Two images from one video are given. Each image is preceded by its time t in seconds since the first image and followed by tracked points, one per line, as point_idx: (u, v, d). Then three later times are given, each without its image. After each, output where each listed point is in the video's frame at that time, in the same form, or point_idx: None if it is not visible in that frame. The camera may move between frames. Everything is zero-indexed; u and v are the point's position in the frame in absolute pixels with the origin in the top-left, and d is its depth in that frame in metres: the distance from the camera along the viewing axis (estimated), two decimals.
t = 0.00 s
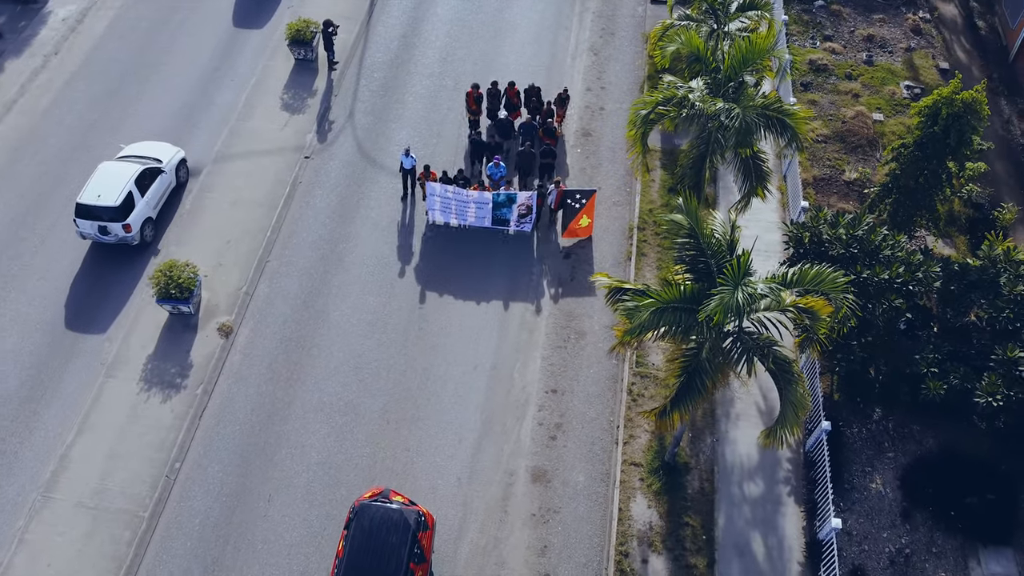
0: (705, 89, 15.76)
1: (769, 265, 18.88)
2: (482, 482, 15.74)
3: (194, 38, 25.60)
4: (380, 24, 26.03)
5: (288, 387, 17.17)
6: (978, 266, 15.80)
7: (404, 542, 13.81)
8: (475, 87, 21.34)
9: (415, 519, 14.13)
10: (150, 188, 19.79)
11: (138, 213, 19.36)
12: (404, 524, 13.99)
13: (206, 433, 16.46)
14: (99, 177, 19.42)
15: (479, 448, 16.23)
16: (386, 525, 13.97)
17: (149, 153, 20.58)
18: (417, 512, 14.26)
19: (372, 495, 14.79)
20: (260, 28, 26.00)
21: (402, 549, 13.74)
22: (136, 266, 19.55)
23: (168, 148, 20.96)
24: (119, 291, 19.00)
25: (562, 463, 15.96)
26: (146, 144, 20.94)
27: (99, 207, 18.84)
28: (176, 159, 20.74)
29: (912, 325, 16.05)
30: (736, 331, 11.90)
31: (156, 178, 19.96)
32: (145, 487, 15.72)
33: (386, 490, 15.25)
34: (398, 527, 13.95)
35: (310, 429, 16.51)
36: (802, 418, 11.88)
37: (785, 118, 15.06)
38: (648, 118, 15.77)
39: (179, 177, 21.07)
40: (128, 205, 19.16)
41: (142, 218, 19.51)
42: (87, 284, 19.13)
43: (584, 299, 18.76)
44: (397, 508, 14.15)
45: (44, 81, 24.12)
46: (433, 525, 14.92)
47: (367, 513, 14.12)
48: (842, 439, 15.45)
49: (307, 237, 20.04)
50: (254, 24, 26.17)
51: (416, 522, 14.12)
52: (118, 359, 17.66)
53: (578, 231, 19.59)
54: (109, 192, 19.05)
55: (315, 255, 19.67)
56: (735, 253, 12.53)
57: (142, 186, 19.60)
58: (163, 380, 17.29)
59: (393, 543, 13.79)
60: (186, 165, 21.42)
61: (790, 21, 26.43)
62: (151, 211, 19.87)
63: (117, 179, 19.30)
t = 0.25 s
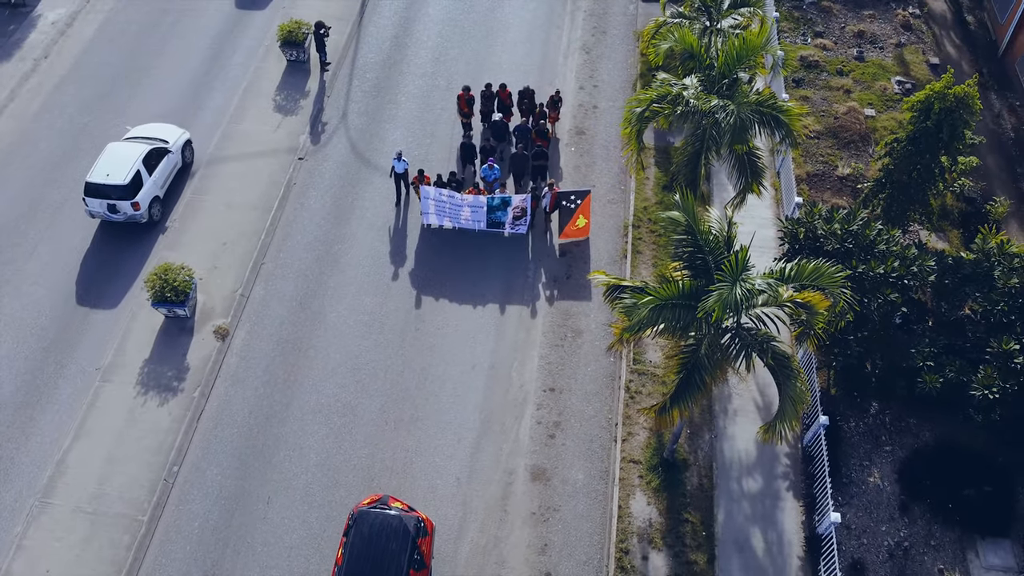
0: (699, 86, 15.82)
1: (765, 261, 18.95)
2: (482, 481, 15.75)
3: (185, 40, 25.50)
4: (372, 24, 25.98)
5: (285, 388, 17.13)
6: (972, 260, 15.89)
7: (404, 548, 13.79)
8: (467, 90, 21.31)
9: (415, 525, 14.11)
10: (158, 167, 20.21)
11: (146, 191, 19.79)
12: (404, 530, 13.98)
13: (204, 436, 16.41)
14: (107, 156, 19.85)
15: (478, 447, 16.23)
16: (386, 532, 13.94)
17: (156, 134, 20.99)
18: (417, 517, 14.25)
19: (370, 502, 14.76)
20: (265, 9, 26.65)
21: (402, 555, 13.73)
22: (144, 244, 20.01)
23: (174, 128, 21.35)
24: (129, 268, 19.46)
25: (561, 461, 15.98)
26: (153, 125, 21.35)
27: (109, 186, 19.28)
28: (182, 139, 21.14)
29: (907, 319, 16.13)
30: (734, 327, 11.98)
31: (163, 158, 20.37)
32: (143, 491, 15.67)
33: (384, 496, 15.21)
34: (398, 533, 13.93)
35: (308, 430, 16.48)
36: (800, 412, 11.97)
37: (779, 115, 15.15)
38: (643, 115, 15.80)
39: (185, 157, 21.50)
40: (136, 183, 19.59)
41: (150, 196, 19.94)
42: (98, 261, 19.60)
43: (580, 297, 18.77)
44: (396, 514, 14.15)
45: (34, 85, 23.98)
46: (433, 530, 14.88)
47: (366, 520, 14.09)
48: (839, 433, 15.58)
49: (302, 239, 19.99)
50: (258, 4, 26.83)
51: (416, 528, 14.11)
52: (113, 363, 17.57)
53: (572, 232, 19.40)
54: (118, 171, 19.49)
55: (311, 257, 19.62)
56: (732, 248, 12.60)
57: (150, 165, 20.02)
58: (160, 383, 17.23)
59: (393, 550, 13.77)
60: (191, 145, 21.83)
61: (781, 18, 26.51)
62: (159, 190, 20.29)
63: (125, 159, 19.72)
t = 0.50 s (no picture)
0: (700, 85, 15.84)
1: (765, 260, 18.96)
2: (484, 480, 15.75)
3: (183, 41, 25.45)
4: (370, 24, 25.96)
5: (287, 389, 17.13)
6: (973, 257, 15.91)
7: (406, 555, 13.76)
8: (465, 92, 21.32)
9: (417, 531, 14.05)
10: (171, 145, 20.69)
11: (160, 168, 20.26)
12: (406, 537, 13.91)
13: (206, 436, 16.40)
14: (121, 134, 20.30)
15: (480, 446, 16.24)
16: (388, 539, 13.89)
17: (167, 114, 21.46)
18: (419, 523, 14.17)
19: (372, 507, 14.71)
20: None
21: (405, 562, 13.71)
22: (159, 220, 20.53)
23: (185, 109, 21.85)
24: (143, 242, 20.01)
25: (564, 460, 15.99)
26: (164, 106, 21.84)
27: (124, 162, 19.75)
28: (193, 119, 21.64)
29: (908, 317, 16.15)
30: (737, 325, 12.02)
31: (175, 137, 20.84)
32: (145, 493, 15.65)
33: (386, 501, 15.16)
34: (400, 539, 13.88)
35: (310, 430, 16.47)
36: (803, 410, 12.02)
37: (780, 113, 15.17)
38: (643, 114, 15.79)
39: (196, 136, 21.98)
40: (151, 160, 20.07)
41: (164, 173, 20.42)
42: (113, 237, 20.13)
43: (581, 296, 18.77)
44: (398, 521, 14.06)
45: (32, 87, 23.93)
46: (435, 534, 14.83)
47: (368, 528, 14.02)
48: (841, 431, 15.68)
49: (302, 240, 19.96)
50: None
51: (418, 534, 14.04)
52: (114, 365, 17.55)
53: (573, 234, 19.26)
54: (132, 148, 19.96)
55: (311, 257, 19.61)
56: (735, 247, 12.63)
57: (163, 143, 20.49)
58: (161, 385, 17.22)
59: (396, 557, 13.74)
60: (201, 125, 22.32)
61: (780, 16, 26.53)
62: (171, 167, 20.77)
63: (139, 137, 20.17)
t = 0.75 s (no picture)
0: (703, 84, 15.84)
1: (769, 259, 18.94)
2: (488, 480, 15.76)
3: (185, 41, 25.48)
4: (372, 24, 25.96)
5: (290, 389, 17.13)
6: (976, 256, 15.89)
7: (410, 560, 13.75)
8: (466, 95, 21.22)
9: (420, 536, 14.07)
10: (185, 123, 21.36)
11: (175, 145, 20.93)
12: (410, 542, 13.93)
13: (210, 436, 16.42)
14: (139, 113, 21.04)
15: (483, 446, 16.24)
16: (391, 545, 13.89)
17: (182, 93, 22.13)
18: (422, 528, 14.22)
19: (375, 513, 14.69)
20: None
21: (408, 567, 13.70)
22: (175, 194, 21.20)
23: (199, 89, 22.51)
24: (160, 215, 20.67)
25: (567, 459, 15.99)
26: (179, 86, 22.51)
27: (140, 139, 20.43)
28: (207, 99, 22.30)
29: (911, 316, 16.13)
30: (741, 324, 12.06)
31: (190, 116, 21.52)
32: (150, 492, 15.67)
33: (389, 506, 15.13)
34: (404, 544, 13.88)
35: (314, 429, 16.50)
36: (808, 409, 12.04)
37: (784, 112, 15.17)
38: (647, 114, 15.78)
39: (210, 116, 22.66)
40: (166, 137, 20.74)
41: (179, 150, 21.09)
42: (130, 212, 20.75)
43: (584, 296, 18.75)
44: (401, 526, 14.09)
45: (35, 87, 23.95)
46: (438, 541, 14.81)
47: (371, 533, 13.96)
48: (845, 430, 15.69)
49: (304, 240, 19.96)
50: None
51: (422, 539, 14.05)
52: (118, 365, 17.56)
53: (577, 237, 19.20)
54: (149, 126, 20.65)
55: (314, 257, 19.61)
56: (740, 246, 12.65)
57: (178, 121, 21.18)
58: (164, 385, 17.23)
59: (399, 562, 13.73)
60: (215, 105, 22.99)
61: (781, 16, 26.52)
62: (186, 145, 21.44)
63: (154, 115, 20.85)
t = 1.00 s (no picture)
0: (705, 84, 15.84)
1: (771, 259, 18.94)
2: (490, 479, 15.76)
3: (186, 41, 25.49)
4: (373, 24, 25.96)
5: (292, 388, 17.14)
6: (978, 256, 15.89)
7: (410, 566, 13.68)
8: (468, 97, 21.17)
9: (421, 542, 14.00)
10: (199, 102, 21.85)
11: (190, 123, 21.42)
12: (411, 548, 13.85)
13: (212, 436, 16.43)
14: (153, 91, 21.50)
15: (486, 446, 16.24)
16: (392, 551, 13.81)
17: (195, 73, 22.61)
18: (423, 534, 14.14)
19: (376, 518, 14.61)
20: None
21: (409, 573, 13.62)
22: (189, 171, 21.74)
23: (212, 69, 22.99)
24: (175, 191, 21.22)
25: (569, 459, 15.99)
26: (192, 66, 22.98)
27: (156, 117, 20.92)
28: (220, 78, 22.77)
29: (913, 316, 16.12)
30: (744, 324, 12.06)
31: (203, 95, 22.01)
32: (152, 492, 15.67)
33: (390, 512, 15.04)
34: (405, 551, 13.80)
35: (316, 429, 16.50)
36: (811, 409, 12.04)
37: (786, 112, 15.17)
38: (649, 114, 15.76)
39: (222, 95, 23.15)
40: (181, 114, 21.23)
41: (193, 128, 21.59)
42: (146, 186, 21.31)
43: (586, 295, 18.75)
44: (403, 531, 14.01)
45: (36, 87, 23.97)
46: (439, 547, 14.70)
47: (372, 539, 13.94)
48: (847, 429, 15.75)
49: (306, 240, 19.97)
50: None
51: (423, 545, 13.98)
52: (120, 365, 17.57)
53: (580, 239, 19.10)
54: (164, 103, 21.13)
55: (316, 258, 19.60)
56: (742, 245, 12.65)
57: (192, 99, 21.67)
58: (166, 384, 17.23)
59: (400, 568, 13.66)
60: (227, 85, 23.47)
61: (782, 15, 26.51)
62: (200, 123, 21.94)
63: (169, 94, 21.32)
